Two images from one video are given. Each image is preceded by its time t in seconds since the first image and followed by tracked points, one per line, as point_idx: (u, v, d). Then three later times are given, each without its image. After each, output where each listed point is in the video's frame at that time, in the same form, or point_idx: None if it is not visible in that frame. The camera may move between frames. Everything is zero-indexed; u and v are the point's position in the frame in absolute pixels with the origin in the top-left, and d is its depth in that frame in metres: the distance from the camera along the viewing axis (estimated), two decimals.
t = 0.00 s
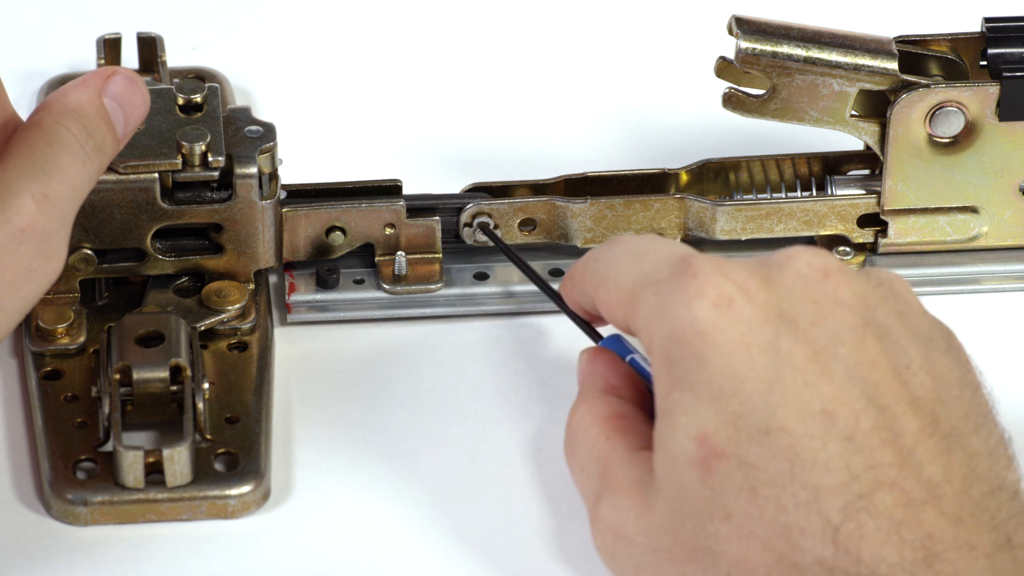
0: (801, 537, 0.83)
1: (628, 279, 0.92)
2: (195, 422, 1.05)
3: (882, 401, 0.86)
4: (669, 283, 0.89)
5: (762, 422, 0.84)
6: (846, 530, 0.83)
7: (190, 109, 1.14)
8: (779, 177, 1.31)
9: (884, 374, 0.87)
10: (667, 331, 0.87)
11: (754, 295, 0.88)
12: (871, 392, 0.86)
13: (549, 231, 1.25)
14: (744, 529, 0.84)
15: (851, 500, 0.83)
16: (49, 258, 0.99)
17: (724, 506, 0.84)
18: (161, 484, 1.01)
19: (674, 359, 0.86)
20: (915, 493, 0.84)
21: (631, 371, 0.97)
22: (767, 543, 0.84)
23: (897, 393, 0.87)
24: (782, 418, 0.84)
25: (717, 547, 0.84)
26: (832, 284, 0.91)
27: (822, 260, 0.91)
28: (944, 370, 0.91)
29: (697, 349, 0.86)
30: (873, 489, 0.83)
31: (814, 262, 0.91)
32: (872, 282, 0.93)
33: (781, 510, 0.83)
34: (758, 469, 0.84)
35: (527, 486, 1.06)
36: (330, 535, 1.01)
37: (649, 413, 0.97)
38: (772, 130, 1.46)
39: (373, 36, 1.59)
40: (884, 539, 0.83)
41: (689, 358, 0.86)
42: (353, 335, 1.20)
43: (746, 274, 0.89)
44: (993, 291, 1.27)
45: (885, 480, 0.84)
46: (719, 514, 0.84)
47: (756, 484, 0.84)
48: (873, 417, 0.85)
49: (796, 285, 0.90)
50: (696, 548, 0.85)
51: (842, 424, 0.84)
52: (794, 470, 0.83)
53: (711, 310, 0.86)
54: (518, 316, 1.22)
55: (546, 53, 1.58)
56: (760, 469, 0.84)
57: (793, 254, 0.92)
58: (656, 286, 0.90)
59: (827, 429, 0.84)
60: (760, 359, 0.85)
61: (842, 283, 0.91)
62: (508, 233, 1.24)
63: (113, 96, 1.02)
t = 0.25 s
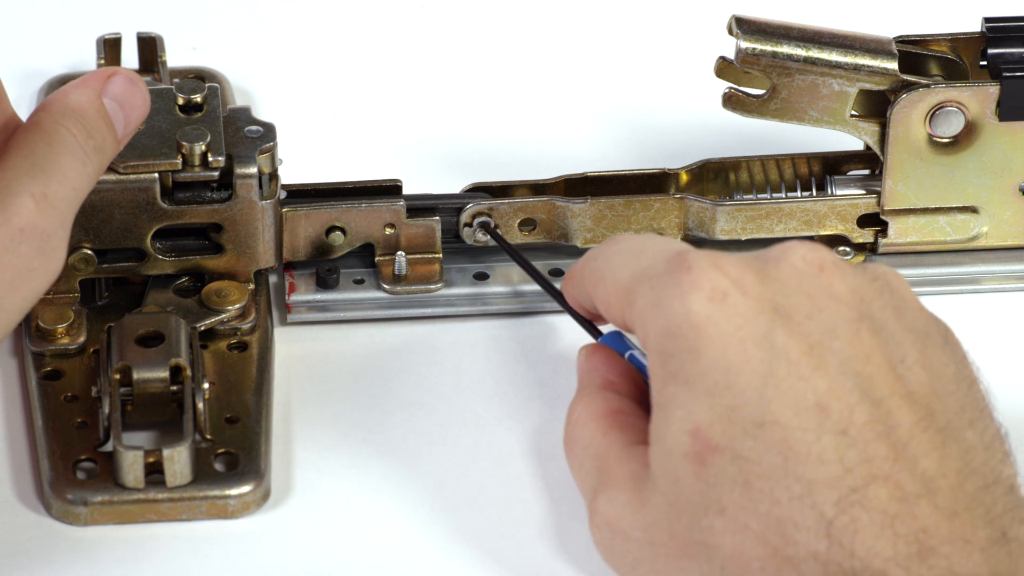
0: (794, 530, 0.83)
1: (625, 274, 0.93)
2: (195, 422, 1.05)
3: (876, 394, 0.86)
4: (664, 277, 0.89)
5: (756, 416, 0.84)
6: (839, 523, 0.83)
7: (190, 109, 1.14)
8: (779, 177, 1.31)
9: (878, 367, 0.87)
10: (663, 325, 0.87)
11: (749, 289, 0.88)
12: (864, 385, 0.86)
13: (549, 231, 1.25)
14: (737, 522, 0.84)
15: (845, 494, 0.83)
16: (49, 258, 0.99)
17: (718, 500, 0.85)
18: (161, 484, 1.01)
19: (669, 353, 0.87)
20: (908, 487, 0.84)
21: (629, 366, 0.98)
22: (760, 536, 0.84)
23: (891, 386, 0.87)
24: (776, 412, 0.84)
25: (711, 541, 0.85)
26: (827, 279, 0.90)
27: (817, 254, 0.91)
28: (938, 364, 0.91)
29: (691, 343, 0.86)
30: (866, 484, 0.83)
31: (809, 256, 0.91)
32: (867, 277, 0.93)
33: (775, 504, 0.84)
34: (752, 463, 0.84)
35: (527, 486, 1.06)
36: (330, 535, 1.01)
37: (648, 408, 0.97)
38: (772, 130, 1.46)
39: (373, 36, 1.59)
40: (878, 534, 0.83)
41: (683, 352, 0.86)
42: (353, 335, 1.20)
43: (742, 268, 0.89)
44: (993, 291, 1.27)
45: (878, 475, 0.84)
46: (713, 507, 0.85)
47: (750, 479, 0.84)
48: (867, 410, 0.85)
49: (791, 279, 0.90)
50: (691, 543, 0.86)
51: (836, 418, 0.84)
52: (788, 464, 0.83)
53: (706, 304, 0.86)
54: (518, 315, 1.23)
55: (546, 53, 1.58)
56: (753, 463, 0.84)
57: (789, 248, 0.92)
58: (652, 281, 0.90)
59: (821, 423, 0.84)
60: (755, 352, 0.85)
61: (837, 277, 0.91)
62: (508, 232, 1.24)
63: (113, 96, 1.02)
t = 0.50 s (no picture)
0: (787, 534, 0.87)
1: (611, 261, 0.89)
2: (195, 422, 1.05)
3: (863, 396, 0.88)
4: (650, 281, 0.88)
5: (745, 424, 0.86)
6: (831, 525, 0.86)
7: (190, 109, 1.14)
8: (779, 177, 1.31)
9: (862, 369, 0.89)
10: (647, 331, 0.87)
11: (736, 299, 0.88)
12: (851, 386, 0.88)
13: (549, 231, 1.24)
14: (731, 528, 0.87)
15: (835, 496, 0.86)
16: (49, 255, 0.99)
17: (710, 506, 0.87)
18: (161, 484, 1.01)
19: (653, 360, 0.87)
20: (900, 486, 0.87)
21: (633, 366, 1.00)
22: (753, 541, 0.87)
23: (877, 387, 0.89)
24: (765, 418, 0.86)
25: (706, 545, 0.88)
26: (808, 284, 0.90)
27: (799, 260, 0.91)
28: (924, 359, 0.92)
29: (675, 354, 0.86)
30: (857, 484, 0.87)
31: (789, 262, 0.91)
32: (849, 275, 0.93)
33: (766, 510, 0.87)
34: (743, 469, 0.86)
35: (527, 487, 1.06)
36: (330, 535, 1.01)
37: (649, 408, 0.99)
38: (773, 130, 1.46)
39: (373, 36, 1.59)
40: (871, 533, 0.86)
41: (667, 360, 0.87)
42: (353, 334, 1.20)
43: (729, 274, 0.89)
44: (993, 291, 1.26)
45: (868, 474, 0.87)
46: (706, 514, 0.88)
47: (741, 485, 0.87)
48: (854, 412, 0.87)
49: (772, 283, 0.89)
50: (684, 549, 0.89)
51: (823, 422, 0.87)
52: (778, 469, 0.86)
53: (692, 316, 0.86)
54: (517, 314, 1.22)
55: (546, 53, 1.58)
56: (744, 469, 0.86)
57: (771, 252, 0.92)
58: (637, 280, 0.88)
59: (808, 427, 0.86)
60: (738, 362, 0.86)
61: (819, 281, 0.91)
62: (508, 233, 1.24)
63: (112, 95, 1.02)
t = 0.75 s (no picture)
0: (765, 523, 0.88)
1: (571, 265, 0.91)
2: (195, 422, 1.05)
3: (831, 382, 0.89)
4: (613, 290, 0.90)
5: (713, 418, 0.87)
6: (807, 512, 0.87)
7: (190, 109, 1.14)
8: (779, 177, 1.31)
9: (829, 357, 0.90)
10: (610, 337, 0.89)
11: (696, 301, 0.89)
12: (818, 373, 0.89)
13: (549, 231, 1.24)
14: (709, 522, 0.89)
15: (807, 482, 0.87)
16: (48, 255, 0.99)
17: (687, 500, 0.89)
18: (161, 483, 1.01)
19: (618, 366, 0.89)
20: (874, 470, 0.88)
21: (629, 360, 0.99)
22: (731, 531, 0.88)
23: (845, 372, 0.90)
24: (734, 411, 0.87)
25: (687, 540, 0.89)
26: (771, 280, 0.91)
27: (761, 256, 0.91)
28: (897, 345, 0.93)
29: (638, 357, 0.88)
30: (828, 469, 0.88)
31: (752, 259, 0.91)
32: (814, 267, 0.94)
33: (743, 500, 0.88)
34: (716, 461, 0.88)
35: (526, 488, 1.06)
36: (330, 535, 1.01)
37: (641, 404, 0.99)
38: (772, 130, 1.46)
39: (373, 36, 1.59)
40: (847, 519, 0.87)
41: (631, 363, 0.88)
42: (353, 334, 1.20)
43: (690, 277, 0.90)
44: (992, 290, 1.26)
45: (840, 461, 0.88)
46: (683, 507, 0.89)
47: (716, 476, 0.88)
48: (822, 399, 0.89)
49: (734, 281, 0.90)
50: (665, 544, 0.90)
51: (792, 410, 0.88)
52: (750, 460, 0.87)
53: (654, 319, 0.88)
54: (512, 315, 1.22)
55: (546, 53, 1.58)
56: (716, 461, 0.88)
57: (732, 251, 0.92)
58: (601, 288, 0.90)
59: (778, 416, 0.87)
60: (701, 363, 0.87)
61: (783, 275, 0.91)
62: (508, 233, 1.24)
63: (112, 96, 1.02)
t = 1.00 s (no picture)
0: (732, 502, 0.88)
1: (541, 280, 0.95)
2: (195, 422, 1.05)
3: (797, 365, 0.90)
4: (578, 286, 0.91)
5: (679, 399, 0.88)
6: (774, 492, 0.87)
7: (191, 109, 1.14)
8: (778, 176, 1.31)
9: (797, 339, 0.90)
10: (579, 329, 0.90)
11: (661, 284, 0.90)
12: (783, 355, 0.89)
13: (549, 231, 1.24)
14: (677, 501, 0.89)
15: (775, 464, 0.87)
16: (47, 257, 1.00)
17: (654, 480, 0.89)
18: (161, 484, 1.01)
19: (589, 355, 0.90)
20: (839, 450, 0.88)
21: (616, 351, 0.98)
22: (699, 511, 0.89)
23: (813, 355, 0.90)
24: (699, 392, 0.88)
25: (654, 519, 0.90)
26: (738, 264, 0.93)
27: (726, 242, 0.93)
28: (867, 326, 0.93)
29: (607, 342, 0.89)
30: (793, 450, 0.87)
31: (719, 245, 0.93)
32: (784, 254, 0.96)
33: (710, 480, 0.88)
34: (682, 441, 0.88)
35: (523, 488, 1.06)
36: (330, 535, 1.01)
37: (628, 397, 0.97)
38: (772, 130, 1.46)
39: (373, 36, 1.59)
40: (813, 500, 0.87)
41: (600, 350, 0.89)
42: (353, 335, 1.20)
43: (654, 265, 0.91)
44: (992, 290, 1.26)
45: (805, 442, 0.88)
46: (650, 487, 0.89)
47: (683, 458, 0.88)
48: (788, 380, 0.89)
49: (700, 267, 0.92)
50: (634, 523, 0.90)
51: (757, 392, 0.88)
52: (716, 441, 0.88)
53: (618, 304, 0.89)
54: (509, 315, 1.22)
55: (547, 53, 1.58)
56: (683, 442, 0.88)
57: (700, 242, 0.94)
58: (567, 289, 0.93)
59: (743, 398, 0.88)
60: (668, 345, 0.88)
61: (749, 259, 0.93)
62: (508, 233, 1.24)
63: (111, 93, 1.02)
